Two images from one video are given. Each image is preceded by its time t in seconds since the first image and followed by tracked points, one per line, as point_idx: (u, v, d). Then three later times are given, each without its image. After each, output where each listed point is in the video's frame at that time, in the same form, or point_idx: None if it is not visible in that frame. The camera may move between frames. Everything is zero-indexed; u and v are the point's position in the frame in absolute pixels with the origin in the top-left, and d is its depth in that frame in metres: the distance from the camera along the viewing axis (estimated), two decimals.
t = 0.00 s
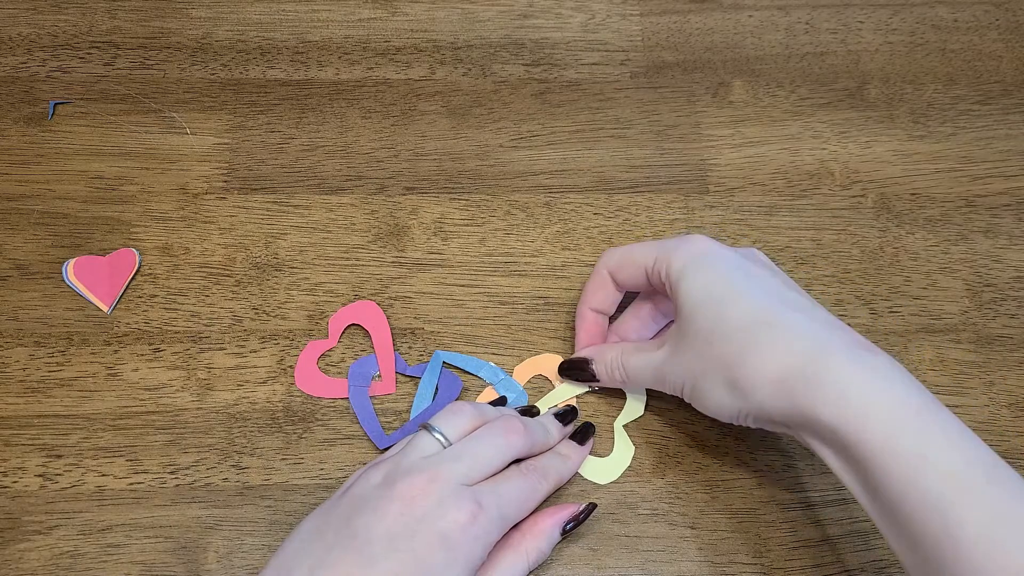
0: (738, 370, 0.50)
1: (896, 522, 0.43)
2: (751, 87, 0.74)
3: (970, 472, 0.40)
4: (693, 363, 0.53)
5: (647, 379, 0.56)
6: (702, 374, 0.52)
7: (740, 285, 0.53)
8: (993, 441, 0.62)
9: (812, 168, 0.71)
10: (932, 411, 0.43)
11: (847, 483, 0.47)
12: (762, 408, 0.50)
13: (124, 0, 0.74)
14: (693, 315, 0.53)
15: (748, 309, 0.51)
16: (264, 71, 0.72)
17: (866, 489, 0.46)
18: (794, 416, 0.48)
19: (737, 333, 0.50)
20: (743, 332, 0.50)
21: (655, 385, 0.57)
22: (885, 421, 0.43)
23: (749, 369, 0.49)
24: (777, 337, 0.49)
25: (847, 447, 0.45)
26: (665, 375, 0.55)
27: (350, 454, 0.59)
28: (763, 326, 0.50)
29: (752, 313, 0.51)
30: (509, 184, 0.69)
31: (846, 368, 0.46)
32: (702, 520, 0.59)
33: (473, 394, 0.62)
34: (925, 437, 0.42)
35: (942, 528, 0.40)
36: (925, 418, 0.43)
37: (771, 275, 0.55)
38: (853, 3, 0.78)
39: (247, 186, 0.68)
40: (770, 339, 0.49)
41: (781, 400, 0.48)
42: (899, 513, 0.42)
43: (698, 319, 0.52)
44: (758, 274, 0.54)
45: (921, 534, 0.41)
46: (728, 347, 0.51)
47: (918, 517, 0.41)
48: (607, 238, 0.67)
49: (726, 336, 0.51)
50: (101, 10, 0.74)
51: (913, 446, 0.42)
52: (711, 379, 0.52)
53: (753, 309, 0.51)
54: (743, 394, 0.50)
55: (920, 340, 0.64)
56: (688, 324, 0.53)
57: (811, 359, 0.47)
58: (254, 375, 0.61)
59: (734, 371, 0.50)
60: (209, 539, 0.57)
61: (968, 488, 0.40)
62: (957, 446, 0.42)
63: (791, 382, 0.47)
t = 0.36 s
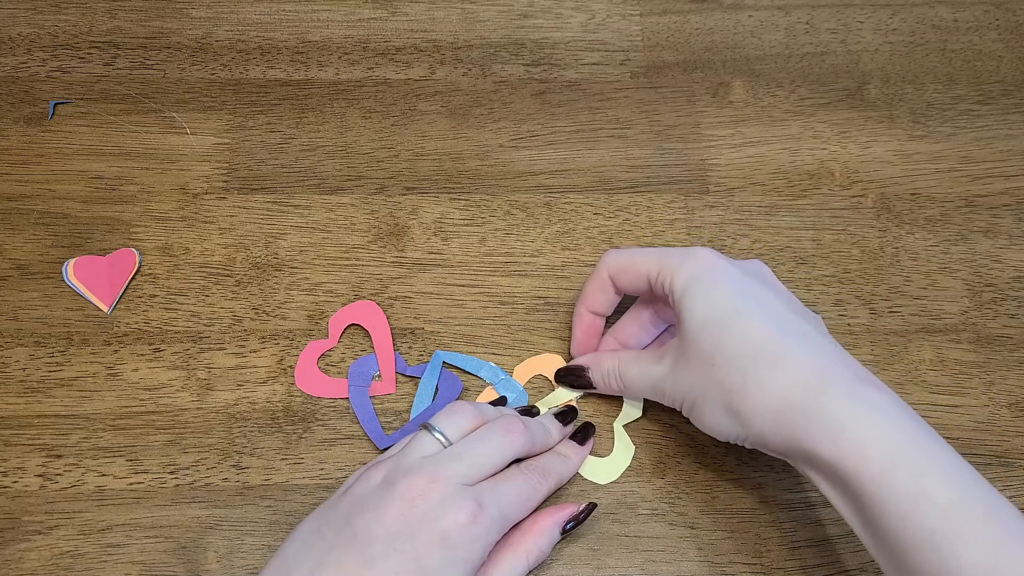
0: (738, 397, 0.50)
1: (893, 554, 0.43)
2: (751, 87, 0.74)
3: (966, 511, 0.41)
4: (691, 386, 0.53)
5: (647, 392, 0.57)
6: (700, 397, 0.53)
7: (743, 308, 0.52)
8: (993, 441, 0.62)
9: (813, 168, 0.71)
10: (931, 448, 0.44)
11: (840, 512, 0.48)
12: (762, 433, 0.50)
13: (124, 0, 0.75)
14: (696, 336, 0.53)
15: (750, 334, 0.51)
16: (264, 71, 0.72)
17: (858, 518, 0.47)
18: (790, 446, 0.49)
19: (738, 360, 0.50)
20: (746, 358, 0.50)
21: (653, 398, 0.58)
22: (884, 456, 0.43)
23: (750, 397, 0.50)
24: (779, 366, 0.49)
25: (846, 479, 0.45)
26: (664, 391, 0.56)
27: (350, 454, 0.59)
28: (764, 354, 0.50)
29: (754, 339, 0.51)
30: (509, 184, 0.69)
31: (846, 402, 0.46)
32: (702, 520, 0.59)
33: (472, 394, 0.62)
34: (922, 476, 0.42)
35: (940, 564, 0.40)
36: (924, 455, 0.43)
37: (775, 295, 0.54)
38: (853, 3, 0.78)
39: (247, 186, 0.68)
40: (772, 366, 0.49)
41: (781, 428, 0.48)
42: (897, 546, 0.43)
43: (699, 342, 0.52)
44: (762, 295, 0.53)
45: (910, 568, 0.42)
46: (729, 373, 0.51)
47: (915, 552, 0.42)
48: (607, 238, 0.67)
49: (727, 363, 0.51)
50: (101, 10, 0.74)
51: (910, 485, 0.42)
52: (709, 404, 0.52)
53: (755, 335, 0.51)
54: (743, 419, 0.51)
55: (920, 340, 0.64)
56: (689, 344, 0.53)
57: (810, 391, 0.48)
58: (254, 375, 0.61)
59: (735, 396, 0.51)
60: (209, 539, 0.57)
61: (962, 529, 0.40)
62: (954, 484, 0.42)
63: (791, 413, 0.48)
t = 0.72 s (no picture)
0: (734, 418, 0.51)
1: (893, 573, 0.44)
2: (751, 87, 0.74)
3: (962, 530, 0.42)
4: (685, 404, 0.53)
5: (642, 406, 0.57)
6: (694, 418, 0.53)
7: (737, 328, 0.52)
8: (993, 441, 0.62)
9: (813, 168, 0.71)
10: (928, 470, 0.44)
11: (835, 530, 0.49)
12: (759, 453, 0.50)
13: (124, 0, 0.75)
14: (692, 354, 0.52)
15: (745, 354, 0.51)
16: (264, 71, 0.72)
17: (853, 536, 0.48)
18: (788, 467, 0.49)
19: (734, 380, 0.50)
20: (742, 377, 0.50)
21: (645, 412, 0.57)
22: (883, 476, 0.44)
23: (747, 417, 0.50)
24: (775, 386, 0.49)
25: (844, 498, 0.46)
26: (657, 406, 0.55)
27: (350, 454, 0.59)
28: (760, 375, 0.50)
29: (750, 361, 0.51)
30: (509, 184, 0.69)
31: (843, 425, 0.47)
32: (702, 520, 0.59)
33: (472, 394, 0.62)
34: (920, 496, 0.43)
35: None
36: (921, 476, 0.44)
37: (767, 313, 0.55)
38: (853, 3, 0.78)
39: (247, 186, 0.68)
40: (769, 387, 0.49)
41: (778, 448, 0.49)
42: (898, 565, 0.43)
43: (695, 361, 0.52)
44: (755, 313, 0.53)
45: None
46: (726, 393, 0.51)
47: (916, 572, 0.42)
48: (607, 238, 0.67)
49: (723, 383, 0.51)
50: (101, 10, 0.74)
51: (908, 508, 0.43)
52: (705, 422, 0.52)
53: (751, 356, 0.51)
54: (739, 439, 0.51)
55: (920, 340, 0.64)
56: (683, 358, 0.53)
57: (808, 412, 0.48)
58: (254, 375, 0.61)
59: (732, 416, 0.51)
60: (209, 539, 0.57)
61: (961, 552, 0.41)
62: (950, 504, 0.43)
63: (787, 434, 0.48)
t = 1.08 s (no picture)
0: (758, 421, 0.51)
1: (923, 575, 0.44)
2: (751, 87, 0.74)
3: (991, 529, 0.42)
4: (711, 405, 0.52)
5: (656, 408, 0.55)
6: (718, 418, 0.52)
7: (767, 330, 0.53)
8: (993, 441, 0.62)
9: (812, 168, 0.71)
10: (955, 473, 0.45)
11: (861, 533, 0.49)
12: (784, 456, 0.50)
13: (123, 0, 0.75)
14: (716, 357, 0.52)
15: (770, 358, 0.51)
16: (264, 71, 0.72)
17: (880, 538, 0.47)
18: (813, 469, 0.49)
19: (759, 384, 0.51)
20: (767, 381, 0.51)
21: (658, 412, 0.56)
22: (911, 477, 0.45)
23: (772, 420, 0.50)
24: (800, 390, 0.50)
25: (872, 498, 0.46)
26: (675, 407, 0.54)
27: (350, 454, 0.59)
28: (785, 379, 0.51)
29: (780, 363, 0.51)
30: (509, 184, 0.69)
31: (871, 426, 0.48)
32: (702, 520, 0.59)
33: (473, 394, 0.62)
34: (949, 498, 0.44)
35: None
36: (949, 478, 0.44)
37: (791, 319, 0.56)
38: (853, 3, 0.78)
39: (247, 186, 0.68)
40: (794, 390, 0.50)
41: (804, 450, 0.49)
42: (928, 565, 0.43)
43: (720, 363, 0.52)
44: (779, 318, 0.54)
45: None
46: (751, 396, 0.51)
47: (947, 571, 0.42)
48: (607, 238, 0.67)
49: (748, 386, 0.51)
50: (101, 10, 0.74)
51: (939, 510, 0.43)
52: (728, 425, 0.52)
53: (783, 358, 0.51)
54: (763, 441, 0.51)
55: (920, 340, 0.64)
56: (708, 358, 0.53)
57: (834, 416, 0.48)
58: (254, 375, 0.61)
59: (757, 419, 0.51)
60: (209, 539, 0.57)
61: (995, 555, 0.41)
62: (978, 505, 0.43)
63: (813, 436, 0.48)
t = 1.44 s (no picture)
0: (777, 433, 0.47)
1: None
2: (751, 87, 0.74)
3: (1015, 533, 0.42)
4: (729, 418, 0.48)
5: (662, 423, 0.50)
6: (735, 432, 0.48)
7: (783, 332, 0.49)
8: (993, 441, 0.62)
9: (812, 168, 0.71)
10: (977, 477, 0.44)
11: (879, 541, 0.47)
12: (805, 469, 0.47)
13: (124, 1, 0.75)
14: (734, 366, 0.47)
15: (788, 364, 0.47)
16: (264, 71, 0.72)
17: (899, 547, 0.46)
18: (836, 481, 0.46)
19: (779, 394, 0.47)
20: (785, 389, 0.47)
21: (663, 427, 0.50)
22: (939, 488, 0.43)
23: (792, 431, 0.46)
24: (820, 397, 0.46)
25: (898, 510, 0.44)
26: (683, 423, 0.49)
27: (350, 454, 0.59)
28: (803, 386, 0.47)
29: (798, 368, 0.47)
30: (510, 184, 0.69)
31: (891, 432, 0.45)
32: (702, 520, 0.59)
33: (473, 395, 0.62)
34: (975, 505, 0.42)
35: None
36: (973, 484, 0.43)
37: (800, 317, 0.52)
38: (853, 4, 0.78)
39: (247, 186, 0.68)
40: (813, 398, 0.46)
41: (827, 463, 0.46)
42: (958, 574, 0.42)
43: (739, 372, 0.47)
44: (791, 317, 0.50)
45: None
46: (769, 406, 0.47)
47: None
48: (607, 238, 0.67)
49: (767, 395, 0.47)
50: (102, 10, 0.74)
51: (965, 523, 0.42)
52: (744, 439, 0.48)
53: (802, 362, 0.47)
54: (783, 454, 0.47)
55: (920, 340, 0.64)
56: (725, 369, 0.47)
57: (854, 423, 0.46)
58: (254, 375, 0.61)
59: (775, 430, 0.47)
60: (209, 539, 0.57)
61: None
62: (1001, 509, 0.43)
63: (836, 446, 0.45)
